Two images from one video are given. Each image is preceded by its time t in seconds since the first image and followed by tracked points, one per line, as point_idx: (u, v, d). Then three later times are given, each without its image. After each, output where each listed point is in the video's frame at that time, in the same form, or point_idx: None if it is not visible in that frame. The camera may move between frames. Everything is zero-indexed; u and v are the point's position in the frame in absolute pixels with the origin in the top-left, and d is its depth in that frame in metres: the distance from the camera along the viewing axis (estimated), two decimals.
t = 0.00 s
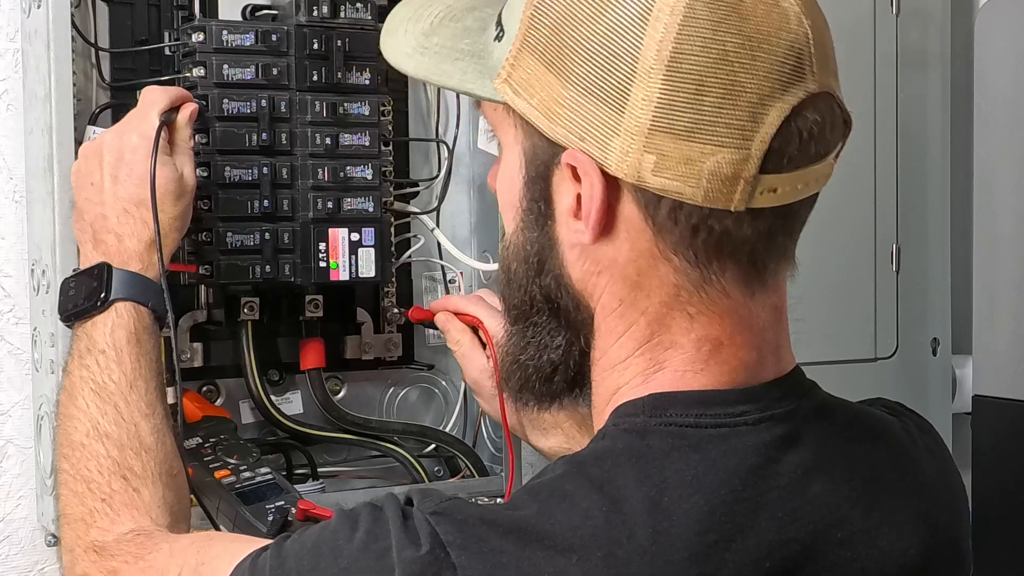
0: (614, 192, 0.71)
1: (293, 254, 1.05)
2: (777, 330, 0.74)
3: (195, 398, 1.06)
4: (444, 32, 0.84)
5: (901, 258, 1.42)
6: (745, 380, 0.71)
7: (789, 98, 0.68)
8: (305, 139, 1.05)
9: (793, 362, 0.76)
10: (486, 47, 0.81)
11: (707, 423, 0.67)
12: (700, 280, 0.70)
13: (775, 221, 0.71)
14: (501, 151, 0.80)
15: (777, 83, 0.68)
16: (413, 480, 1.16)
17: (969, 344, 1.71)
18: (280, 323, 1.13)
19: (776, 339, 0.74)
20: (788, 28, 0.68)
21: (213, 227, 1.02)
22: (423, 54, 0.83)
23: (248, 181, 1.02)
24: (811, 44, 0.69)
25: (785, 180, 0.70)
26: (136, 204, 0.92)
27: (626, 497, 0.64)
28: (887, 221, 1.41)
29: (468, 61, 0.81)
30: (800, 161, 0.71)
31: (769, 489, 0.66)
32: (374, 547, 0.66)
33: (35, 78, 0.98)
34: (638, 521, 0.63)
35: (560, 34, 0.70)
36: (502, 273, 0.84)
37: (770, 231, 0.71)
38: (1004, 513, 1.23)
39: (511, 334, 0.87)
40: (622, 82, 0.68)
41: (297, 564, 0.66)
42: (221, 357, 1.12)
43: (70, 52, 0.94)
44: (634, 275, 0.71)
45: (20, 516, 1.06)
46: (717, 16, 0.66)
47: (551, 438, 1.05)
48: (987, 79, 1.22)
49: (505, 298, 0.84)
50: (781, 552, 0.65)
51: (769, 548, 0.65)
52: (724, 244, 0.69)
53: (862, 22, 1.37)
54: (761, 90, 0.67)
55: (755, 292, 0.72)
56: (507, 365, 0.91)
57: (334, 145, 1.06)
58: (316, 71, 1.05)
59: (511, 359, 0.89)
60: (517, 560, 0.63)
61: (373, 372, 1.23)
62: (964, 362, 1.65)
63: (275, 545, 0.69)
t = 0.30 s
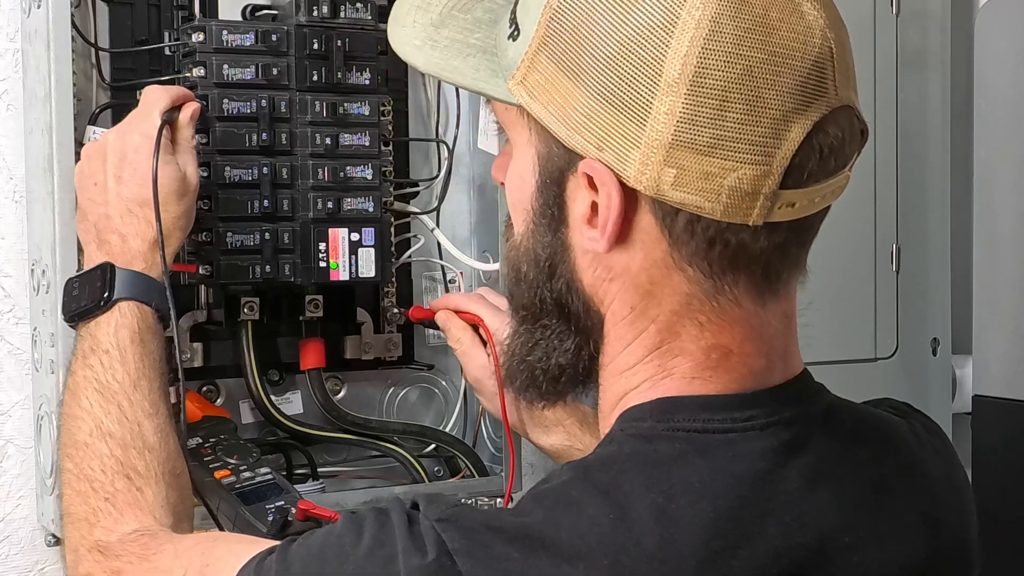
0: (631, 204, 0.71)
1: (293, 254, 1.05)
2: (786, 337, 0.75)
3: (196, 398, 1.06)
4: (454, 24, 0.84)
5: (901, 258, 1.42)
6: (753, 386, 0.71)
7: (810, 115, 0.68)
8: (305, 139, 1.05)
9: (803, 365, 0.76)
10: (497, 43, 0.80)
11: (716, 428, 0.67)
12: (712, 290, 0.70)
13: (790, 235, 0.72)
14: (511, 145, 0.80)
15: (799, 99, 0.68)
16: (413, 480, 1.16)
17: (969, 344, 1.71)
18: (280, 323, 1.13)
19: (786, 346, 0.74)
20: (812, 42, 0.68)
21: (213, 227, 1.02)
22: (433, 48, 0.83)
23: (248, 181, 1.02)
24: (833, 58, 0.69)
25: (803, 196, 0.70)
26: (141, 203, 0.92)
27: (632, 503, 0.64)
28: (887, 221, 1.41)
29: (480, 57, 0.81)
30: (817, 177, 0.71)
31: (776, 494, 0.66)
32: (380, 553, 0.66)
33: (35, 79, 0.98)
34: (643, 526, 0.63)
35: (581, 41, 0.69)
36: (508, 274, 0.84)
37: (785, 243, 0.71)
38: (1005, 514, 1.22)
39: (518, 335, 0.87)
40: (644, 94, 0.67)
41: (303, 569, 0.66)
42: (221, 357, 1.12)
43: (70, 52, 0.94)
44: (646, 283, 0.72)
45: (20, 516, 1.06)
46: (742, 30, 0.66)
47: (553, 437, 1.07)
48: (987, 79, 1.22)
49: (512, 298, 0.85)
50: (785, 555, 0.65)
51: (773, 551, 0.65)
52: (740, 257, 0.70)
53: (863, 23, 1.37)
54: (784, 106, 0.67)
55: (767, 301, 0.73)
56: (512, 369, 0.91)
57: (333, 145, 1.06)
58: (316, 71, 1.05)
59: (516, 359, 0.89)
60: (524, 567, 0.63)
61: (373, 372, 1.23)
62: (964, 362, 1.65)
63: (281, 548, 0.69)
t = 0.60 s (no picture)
0: (641, 207, 0.71)
1: (293, 255, 1.05)
2: (800, 338, 0.75)
3: (195, 398, 1.06)
4: (460, 25, 0.84)
5: (901, 259, 1.42)
6: (771, 389, 0.71)
7: (821, 117, 0.68)
8: (305, 139, 1.05)
9: (817, 367, 0.76)
10: (504, 44, 0.81)
11: (734, 434, 0.67)
12: (724, 293, 0.70)
13: (802, 236, 0.72)
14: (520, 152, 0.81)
15: (811, 101, 0.68)
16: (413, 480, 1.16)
17: (969, 344, 1.72)
18: (280, 322, 1.14)
19: (800, 347, 0.75)
20: (822, 43, 0.68)
21: (213, 227, 1.02)
22: (440, 50, 0.84)
23: (249, 181, 1.02)
24: (843, 59, 0.69)
25: (814, 198, 0.71)
26: (112, 242, 0.92)
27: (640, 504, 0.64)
28: (886, 222, 1.41)
29: (487, 59, 0.81)
30: (828, 179, 0.71)
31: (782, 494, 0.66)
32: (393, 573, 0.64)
33: (35, 78, 0.98)
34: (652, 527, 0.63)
35: (589, 44, 0.69)
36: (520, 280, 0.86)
37: (797, 245, 0.72)
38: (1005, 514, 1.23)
39: (530, 339, 0.89)
40: (654, 97, 0.67)
41: None
42: (221, 357, 1.12)
43: (70, 52, 0.94)
44: (658, 287, 0.72)
45: (20, 516, 1.06)
46: (753, 31, 0.66)
47: (558, 434, 1.09)
48: (987, 79, 1.22)
49: (524, 302, 0.86)
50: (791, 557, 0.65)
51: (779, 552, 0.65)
52: (751, 260, 0.70)
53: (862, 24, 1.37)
54: (796, 109, 0.67)
55: (780, 304, 0.73)
56: (524, 371, 0.93)
57: (333, 145, 1.06)
58: (316, 71, 1.05)
59: (529, 364, 0.91)
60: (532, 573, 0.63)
61: (373, 371, 1.23)
62: (964, 362, 1.66)
63: None
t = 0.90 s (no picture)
0: (661, 214, 0.71)
1: (293, 255, 1.05)
2: (821, 340, 0.76)
3: (196, 398, 1.05)
4: (461, 43, 0.85)
5: (901, 259, 1.42)
6: (797, 394, 0.72)
7: (839, 111, 0.68)
8: (305, 139, 1.05)
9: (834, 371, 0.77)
10: (508, 59, 0.80)
11: (768, 446, 0.68)
12: (747, 296, 0.71)
13: (824, 235, 0.72)
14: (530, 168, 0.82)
15: (828, 96, 0.68)
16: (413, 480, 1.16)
17: (968, 344, 1.72)
18: (279, 322, 1.15)
19: (821, 350, 0.76)
20: (837, 35, 0.68)
21: (213, 228, 1.02)
22: (443, 70, 0.83)
23: (248, 181, 1.02)
24: (858, 51, 0.69)
25: (836, 194, 0.71)
26: (111, 445, 0.81)
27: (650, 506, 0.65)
28: (886, 223, 1.41)
29: (490, 75, 0.80)
30: (850, 173, 0.71)
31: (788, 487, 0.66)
32: None
33: (35, 79, 0.98)
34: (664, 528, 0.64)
35: (600, 49, 0.69)
36: (534, 299, 0.86)
37: (819, 244, 0.72)
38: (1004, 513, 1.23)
39: (544, 358, 0.88)
40: (670, 99, 0.67)
41: None
42: (221, 357, 1.12)
43: (70, 51, 0.94)
44: (680, 295, 0.72)
45: (20, 516, 1.06)
46: (766, 27, 0.66)
47: (566, 437, 1.08)
48: (987, 79, 1.22)
49: (537, 322, 0.86)
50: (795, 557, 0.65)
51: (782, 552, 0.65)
52: (774, 262, 0.70)
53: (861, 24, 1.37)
54: (814, 103, 0.67)
55: (802, 305, 0.73)
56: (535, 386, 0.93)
57: (334, 145, 1.06)
58: (316, 71, 1.05)
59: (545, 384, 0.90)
60: None
61: (373, 371, 1.23)
62: (964, 362, 1.66)
63: None
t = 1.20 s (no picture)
0: (668, 214, 0.71)
1: (293, 254, 1.05)
2: (834, 338, 0.76)
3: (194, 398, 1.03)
4: (458, 44, 0.85)
5: (901, 259, 1.42)
6: (815, 397, 0.72)
7: (845, 106, 0.68)
8: (305, 139, 1.05)
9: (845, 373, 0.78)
10: (507, 59, 0.80)
11: (794, 448, 0.68)
12: (757, 296, 0.70)
13: (831, 233, 0.72)
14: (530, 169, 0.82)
15: (833, 91, 0.68)
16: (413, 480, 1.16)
17: (969, 344, 1.72)
18: (279, 322, 1.15)
19: (835, 349, 0.76)
20: (842, 30, 0.68)
21: (213, 228, 1.01)
22: (440, 70, 0.83)
23: (248, 181, 1.02)
24: (862, 46, 0.69)
25: (844, 191, 0.71)
26: (143, 513, 0.83)
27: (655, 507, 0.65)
28: (886, 223, 1.41)
29: (490, 75, 0.80)
30: (857, 170, 0.71)
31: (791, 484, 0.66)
32: None
33: (35, 79, 0.98)
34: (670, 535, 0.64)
35: (602, 47, 0.69)
36: (537, 304, 0.85)
37: (826, 243, 0.72)
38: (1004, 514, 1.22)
39: (549, 363, 0.87)
40: (675, 96, 0.67)
41: None
42: (221, 357, 1.12)
43: (70, 52, 0.94)
44: (688, 295, 0.72)
45: (20, 516, 1.06)
46: (771, 23, 0.66)
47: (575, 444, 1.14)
48: (988, 79, 1.22)
49: (541, 326, 0.85)
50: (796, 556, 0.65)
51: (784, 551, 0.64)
52: (782, 260, 0.70)
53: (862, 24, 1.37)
54: (821, 98, 0.67)
55: (814, 304, 0.73)
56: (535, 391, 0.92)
57: (334, 145, 1.06)
58: (316, 71, 1.05)
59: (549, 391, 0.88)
60: None
61: (374, 371, 1.23)
62: (964, 362, 1.66)
63: None
